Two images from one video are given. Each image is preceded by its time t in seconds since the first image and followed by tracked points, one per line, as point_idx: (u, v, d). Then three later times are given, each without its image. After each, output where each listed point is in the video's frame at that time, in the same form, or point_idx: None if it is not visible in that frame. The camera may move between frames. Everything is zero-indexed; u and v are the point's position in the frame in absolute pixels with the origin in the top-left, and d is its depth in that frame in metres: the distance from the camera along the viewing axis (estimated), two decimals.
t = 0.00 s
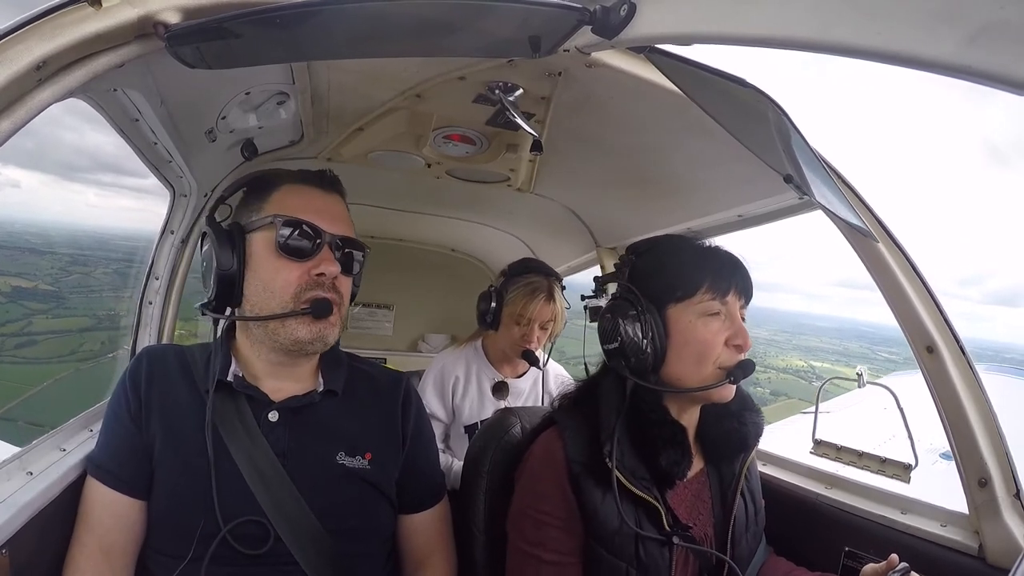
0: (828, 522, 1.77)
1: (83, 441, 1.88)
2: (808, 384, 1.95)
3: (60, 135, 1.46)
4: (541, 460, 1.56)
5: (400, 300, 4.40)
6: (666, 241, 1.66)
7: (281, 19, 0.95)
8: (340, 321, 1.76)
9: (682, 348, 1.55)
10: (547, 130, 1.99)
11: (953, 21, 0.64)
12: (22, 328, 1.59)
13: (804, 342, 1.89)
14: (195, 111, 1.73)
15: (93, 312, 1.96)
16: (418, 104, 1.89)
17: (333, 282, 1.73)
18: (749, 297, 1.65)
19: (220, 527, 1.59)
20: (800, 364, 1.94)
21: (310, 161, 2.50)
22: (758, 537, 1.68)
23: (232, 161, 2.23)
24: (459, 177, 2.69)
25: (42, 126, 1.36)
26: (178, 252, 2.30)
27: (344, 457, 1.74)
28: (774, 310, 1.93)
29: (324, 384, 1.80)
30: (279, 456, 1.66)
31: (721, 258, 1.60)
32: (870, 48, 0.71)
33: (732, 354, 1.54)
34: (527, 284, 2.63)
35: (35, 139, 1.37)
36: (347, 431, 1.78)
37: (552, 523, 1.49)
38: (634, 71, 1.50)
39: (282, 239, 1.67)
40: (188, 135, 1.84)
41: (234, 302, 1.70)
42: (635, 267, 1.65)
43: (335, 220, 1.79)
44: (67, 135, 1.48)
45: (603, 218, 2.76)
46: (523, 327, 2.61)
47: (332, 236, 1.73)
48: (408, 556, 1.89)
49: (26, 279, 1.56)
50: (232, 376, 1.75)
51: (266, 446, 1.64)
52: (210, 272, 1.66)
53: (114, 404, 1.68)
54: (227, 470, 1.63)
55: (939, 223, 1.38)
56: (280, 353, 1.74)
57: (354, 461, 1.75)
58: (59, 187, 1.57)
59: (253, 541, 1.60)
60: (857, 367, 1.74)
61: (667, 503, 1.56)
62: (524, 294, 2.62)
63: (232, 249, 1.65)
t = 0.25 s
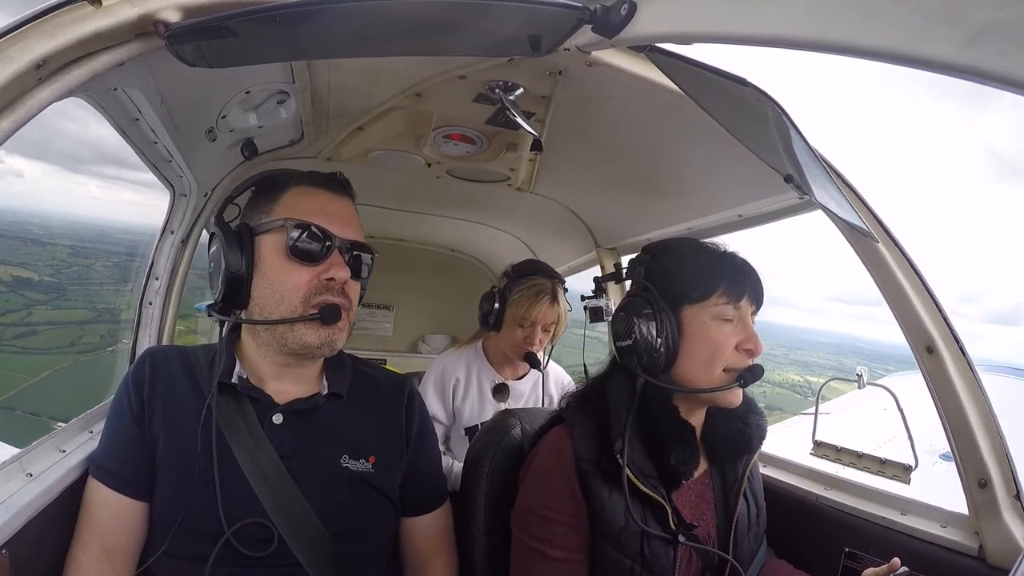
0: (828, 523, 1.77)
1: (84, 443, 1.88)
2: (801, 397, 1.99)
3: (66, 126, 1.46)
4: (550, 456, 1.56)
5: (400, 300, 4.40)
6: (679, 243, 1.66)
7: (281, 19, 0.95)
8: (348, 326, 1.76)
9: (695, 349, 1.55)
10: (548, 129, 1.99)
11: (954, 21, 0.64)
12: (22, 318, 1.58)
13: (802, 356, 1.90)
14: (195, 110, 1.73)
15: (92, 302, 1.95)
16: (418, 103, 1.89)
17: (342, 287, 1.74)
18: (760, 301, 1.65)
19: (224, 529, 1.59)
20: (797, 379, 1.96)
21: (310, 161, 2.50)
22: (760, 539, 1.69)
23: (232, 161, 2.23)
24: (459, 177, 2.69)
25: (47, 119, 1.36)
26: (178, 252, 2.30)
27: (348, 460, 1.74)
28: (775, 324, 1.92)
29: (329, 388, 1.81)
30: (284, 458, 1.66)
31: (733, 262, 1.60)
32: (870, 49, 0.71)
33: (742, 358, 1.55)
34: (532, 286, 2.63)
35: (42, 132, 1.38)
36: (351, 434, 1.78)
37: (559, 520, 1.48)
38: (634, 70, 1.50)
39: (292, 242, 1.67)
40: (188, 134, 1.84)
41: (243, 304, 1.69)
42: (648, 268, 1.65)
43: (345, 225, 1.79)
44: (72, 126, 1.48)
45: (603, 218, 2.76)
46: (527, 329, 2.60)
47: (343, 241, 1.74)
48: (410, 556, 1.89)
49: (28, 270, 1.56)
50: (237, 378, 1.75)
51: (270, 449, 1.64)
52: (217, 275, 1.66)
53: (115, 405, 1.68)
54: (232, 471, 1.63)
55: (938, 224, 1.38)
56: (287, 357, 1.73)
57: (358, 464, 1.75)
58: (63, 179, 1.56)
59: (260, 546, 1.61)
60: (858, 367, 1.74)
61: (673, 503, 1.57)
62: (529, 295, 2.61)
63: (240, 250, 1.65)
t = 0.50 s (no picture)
0: (828, 522, 1.77)
1: (84, 441, 1.88)
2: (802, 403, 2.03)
3: (73, 125, 1.48)
4: (549, 450, 1.57)
5: (400, 301, 4.40)
6: (681, 245, 1.65)
7: (281, 19, 0.95)
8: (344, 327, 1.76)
9: (694, 349, 1.55)
10: (547, 130, 1.99)
11: (953, 21, 0.64)
12: (26, 314, 1.60)
13: (804, 364, 1.92)
14: (195, 112, 1.73)
15: (98, 301, 1.96)
16: (418, 105, 1.89)
17: (339, 289, 1.74)
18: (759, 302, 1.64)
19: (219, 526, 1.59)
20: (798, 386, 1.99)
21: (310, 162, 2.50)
22: (757, 535, 1.68)
23: (232, 162, 2.23)
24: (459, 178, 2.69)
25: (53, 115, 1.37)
26: (178, 253, 2.30)
27: (344, 459, 1.74)
28: (775, 332, 1.93)
29: (325, 387, 1.80)
30: (281, 458, 1.66)
31: (732, 263, 1.61)
32: (870, 49, 0.71)
33: (741, 358, 1.55)
34: (528, 284, 2.63)
35: (48, 129, 1.39)
36: (348, 433, 1.78)
37: (559, 514, 1.48)
38: (635, 73, 1.50)
39: (289, 242, 1.67)
40: (188, 136, 1.84)
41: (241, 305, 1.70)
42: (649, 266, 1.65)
43: (342, 227, 1.79)
44: (78, 126, 1.50)
45: (603, 219, 2.76)
46: (524, 327, 2.61)
47: (342, 244, 1.74)
48: (408, 556, 1.89)
49: (34, 267, 1.57)
50: (234, 378, 1.75)
51: (266, 447, 1.65)
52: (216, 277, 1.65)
53: (113, 404, 1.68)
54: (229, 469, 1.63)
55: (939, 225, 1.38)
56: (284, 357, 1.73)
57: (354, 463, 1.75)
58: (66, 177, 1.58)
59: (255, 544, 1.61)
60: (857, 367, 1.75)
61: (671, 497, 1.57)
62: (525, 294, 2.61)
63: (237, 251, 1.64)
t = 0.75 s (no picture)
0: (827, 522, 1.77)
1: (83, 441, 1.88)
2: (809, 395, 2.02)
3: (74, 130, 1.48)
4: (536, 450, 1.58)
5: (400, 300, 4.39)
6: (669, 241, 1.64)
7: (281, 19, 0.95)
8: (313, 327, 1.70)
9: (681, 347, 1.55)
10: (547, 130, 1.99)
11: (954, 22, 0.64)
12: (35, 318, 1.63)
13: (809, 357, 1.91)
14: (194, 111, 1.73)
15: (105, 304, 2.02)
16: (418, 104, 1.89)
17: (301, 289, 1.66)
18: (743, 297, 1.62)
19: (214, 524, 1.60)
20: (804, 379, 1.98)
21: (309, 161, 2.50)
22: (753, 533, 1.69)
23: (232, 161, 2.23)
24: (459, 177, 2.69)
25: (50, 118, 1.37)
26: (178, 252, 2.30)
27: (342, 459, 1.74)
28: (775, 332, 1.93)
29: (322, 387, 1.79)
30: (278, 458, 1.66)
31: (718, 259, 1.59)
32: (870, 49, 0.71)
33: (728, 355, 1.55)
34: (518, 282, 2.63)
35: (49, 133, 1.40)
36: (346, 433, 1.78)
37: (549, 512, 1.49)
38: (635, 71, 1.50)
39: (241, 246, 1.60)
40: (188, 135, 1.84)
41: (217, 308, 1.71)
42: (635, 266, 1.65)
43: (306, 222, 1.71)
44: (79, 129, 1.50)
45: (602, 218, 2.76)
46: (515, 324, 2.61)
47: (299, 241, 1.64)
48: (407, 556, 1.89)
49: (39, 271, 1.59)
50: (230, 377, 1.75)
51: (263, 447, 1.65)
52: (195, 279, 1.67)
53: (110, 405, 1.68)
54: (225, 469, 1.63)
55: (939, 225, 1.38)
56: (260, 358, 1.72)
57: (352, 463, 1.75)
58: (70, 182, 1.58)
59: (251, 539, 1.61)
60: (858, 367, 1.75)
61: (660, 494, 1.57)
62: (515, 291, 2.62)
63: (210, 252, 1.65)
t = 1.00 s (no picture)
0: (827, 523, 1.77)
1: (83, 442, 1.87)
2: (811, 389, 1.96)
3: (72, 138, 1.49)
4: (530, 453, 1.58)
5: (400, 302, 4.39)
6: (660, 245, 1.63)
7: (282, 19, 0.95)
8: (310, 331, 1.71)
9: (672, 355, 1.54)
10: (547, 131, 1.99)
11: (953, 21, 0.64)
12: (38, 327, 1.64)
13: (810, 347, 1.87)
14: (194, 111, 1.73)
15: (107, 312, 2.04)
16: (418, 105, 1.89)
17: (296, 295, 1.65)
18: (737, 300, 1.63)
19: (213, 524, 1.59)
20: (805, 369, 1.93)
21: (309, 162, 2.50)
22: (751, 533, 1.69)
23: (232, 162, 2.23)
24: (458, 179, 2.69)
25: (48, 125, 1.37)
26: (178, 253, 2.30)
27: (342, 460, 1.74)
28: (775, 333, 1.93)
29: (322, 389, 1.79)
30: (277, 459, 1.66)
31: (708, 263, 1.58)
32: (869, 49, 0.71)
33: (720, 361, 1.55)
34: (513, 283, 2.63)
35: (47, 140, 1.40)
36: (346, 434, 1.77)
37: (542, 515, 1.49)
38: (634, 71, 1.50)
39: (238, 252, 1.60)
40: (187, 135, 1.84)
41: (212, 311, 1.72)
42: (624, 272, 1.64)
43: (302, 226, 1.70)
44: (76, 136, 1.50)
45: (602, 220, 2.76)
46: (511, 326, 2.61)
47: (293, 246, 1.62)
48: (407, 556, 1.89)
49: (40, 280, 1.59)
50: (229, 380, 1.75)
51: (262, 448, 1.64)
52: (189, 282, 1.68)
53: (111, 406, 1.68)
54: (224, 471, 1.63)
55: (938, 225, 1.38)
56: (258, 362, 1.72)
57: (352, 464, 1.75)
58: (70, 191, 1.59)
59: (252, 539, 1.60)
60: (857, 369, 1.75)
61: (653, 495, 1.56)
62: (510, 293, 2.62)
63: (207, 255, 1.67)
